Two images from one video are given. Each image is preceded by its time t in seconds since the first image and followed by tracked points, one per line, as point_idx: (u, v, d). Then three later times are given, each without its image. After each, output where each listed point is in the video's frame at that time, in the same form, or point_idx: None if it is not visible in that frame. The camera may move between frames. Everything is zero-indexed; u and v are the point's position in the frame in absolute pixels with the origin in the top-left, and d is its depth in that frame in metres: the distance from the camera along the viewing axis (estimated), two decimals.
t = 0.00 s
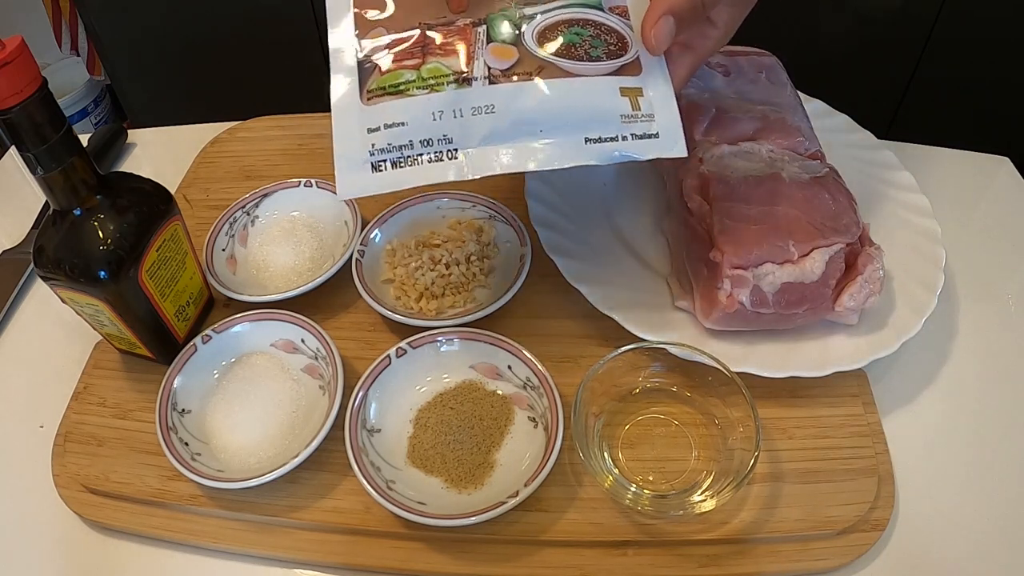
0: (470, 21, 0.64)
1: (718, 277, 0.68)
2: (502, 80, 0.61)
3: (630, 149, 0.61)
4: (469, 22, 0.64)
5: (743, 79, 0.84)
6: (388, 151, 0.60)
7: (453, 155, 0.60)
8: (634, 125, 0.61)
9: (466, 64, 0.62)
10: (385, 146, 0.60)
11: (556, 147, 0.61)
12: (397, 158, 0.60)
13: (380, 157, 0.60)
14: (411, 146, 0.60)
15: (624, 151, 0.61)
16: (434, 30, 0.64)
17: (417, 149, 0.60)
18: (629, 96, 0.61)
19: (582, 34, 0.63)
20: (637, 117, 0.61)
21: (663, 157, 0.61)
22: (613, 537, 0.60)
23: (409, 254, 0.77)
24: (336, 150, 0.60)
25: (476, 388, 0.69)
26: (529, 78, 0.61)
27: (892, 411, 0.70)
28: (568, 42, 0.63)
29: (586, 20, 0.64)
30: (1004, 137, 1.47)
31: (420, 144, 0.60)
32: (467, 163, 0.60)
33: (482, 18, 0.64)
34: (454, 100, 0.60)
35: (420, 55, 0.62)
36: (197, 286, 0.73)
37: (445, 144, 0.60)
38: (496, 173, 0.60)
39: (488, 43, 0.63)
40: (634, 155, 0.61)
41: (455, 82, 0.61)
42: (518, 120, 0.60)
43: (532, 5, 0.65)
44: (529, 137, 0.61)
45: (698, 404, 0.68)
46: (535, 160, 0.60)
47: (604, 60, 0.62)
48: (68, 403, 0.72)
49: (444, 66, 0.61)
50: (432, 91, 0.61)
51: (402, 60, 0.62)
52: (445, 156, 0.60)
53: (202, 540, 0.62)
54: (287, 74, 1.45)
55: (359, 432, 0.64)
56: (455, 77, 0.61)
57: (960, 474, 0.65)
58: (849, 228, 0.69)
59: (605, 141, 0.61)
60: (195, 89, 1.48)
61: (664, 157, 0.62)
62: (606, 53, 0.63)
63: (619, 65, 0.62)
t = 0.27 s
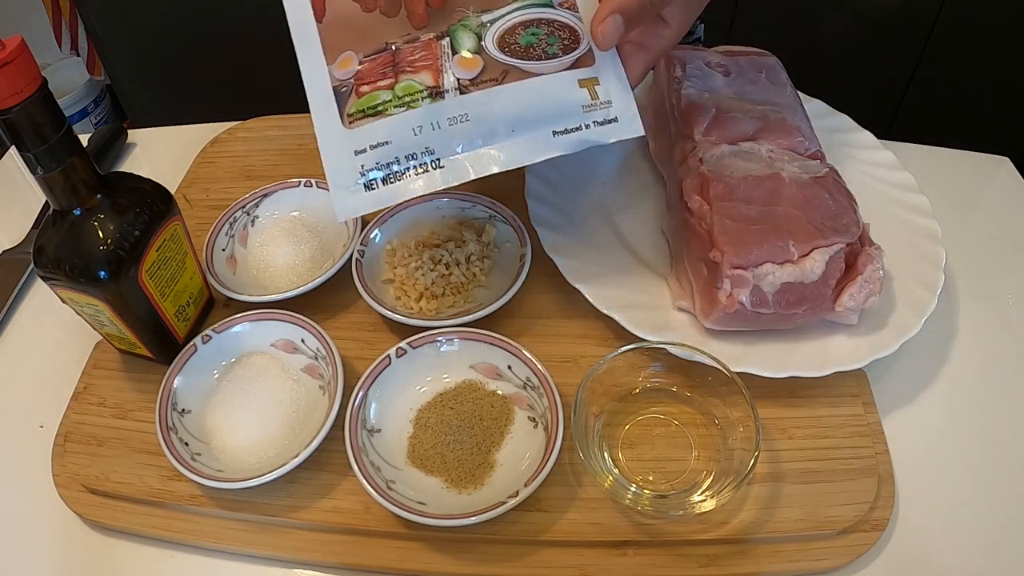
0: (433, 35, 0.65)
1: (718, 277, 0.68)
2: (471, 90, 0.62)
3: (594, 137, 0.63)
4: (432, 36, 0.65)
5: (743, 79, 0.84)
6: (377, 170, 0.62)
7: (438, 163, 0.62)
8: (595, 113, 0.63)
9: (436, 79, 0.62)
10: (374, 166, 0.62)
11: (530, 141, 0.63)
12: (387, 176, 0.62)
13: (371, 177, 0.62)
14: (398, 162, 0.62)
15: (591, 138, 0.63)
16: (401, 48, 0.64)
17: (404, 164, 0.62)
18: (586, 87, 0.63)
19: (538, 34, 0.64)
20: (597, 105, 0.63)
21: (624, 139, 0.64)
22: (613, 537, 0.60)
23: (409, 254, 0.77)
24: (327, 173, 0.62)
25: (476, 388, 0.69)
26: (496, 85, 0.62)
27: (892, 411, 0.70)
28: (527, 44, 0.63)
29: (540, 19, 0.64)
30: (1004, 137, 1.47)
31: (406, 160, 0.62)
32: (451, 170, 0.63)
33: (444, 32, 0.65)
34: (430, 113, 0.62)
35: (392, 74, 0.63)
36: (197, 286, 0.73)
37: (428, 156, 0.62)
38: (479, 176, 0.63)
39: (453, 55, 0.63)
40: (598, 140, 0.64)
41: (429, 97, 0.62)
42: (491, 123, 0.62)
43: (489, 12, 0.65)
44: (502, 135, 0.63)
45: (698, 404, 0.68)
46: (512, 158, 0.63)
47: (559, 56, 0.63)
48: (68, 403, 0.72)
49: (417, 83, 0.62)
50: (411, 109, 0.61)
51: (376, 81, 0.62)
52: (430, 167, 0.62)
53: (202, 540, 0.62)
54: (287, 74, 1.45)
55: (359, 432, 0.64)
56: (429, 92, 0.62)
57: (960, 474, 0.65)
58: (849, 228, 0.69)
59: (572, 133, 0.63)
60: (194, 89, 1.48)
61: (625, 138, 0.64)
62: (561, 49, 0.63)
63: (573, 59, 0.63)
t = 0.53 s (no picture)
0: (406, 24, 0.65)
1: (718, 277, 0.68)
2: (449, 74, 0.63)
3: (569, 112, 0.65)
4: (405, 25, 0.65)
5: (743, 79, 0.84)
6: (363, 159, 0.62)
7: (422, 148, 0.63)
8: (569, 89, 0.65)
9: (413, 66, 0.63)
10: (359, 155, 0.62)
11: (510, 120, 0.64)
12: (373, 163, 0.62)
13: (358, 166, 0.62)
14: (383, 149, 0.62)
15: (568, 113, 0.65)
16: (376, 39, 0.64)
17: (389, 151, 0.62)
18: (558, 65, 0.65)
19: (507, 17, 0.65)
20: (570, 81, 0.65)
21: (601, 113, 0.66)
22: (613, 537, 0.60)
23: (409, 254, 0.77)
24: (312, 163, 0.62)
25: (476, 388, 0.69)
26: (472, 67, 0.63)
27: (892, 411, 0.70)
28: (499, 26, 0.65)
29: (506, 3, 0.66)
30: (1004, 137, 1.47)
31: (390, 146, 0.62)
32: (435, 153, 0.63)
33: (415, 19, 0.65)
34: (410, 99, 0.63)
35: (369, 64, 0.63)
36: (197, 286, 0.73)
37: (413, 141, 0.63)
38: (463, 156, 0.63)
39: (427, 42, 0.64)
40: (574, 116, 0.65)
41: (408, 84, 0.63)
42: (470, 105, 0.63)
43: None
44: (482, 116, 0.64)
45: (698, 404, 0.68)
46: (495, 138, 0.64)
47: (530, 37, 0.65)
48: (67, 403, 0.72)
49: (395, 71, 0.63)
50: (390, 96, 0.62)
51: (355, 72, 0.63)
52: (414, 151, 0.63)
53: (202, 540, 0.62)
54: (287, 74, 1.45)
55: (359, 432, 0.64)
56: (407, 79, 0.63)
57: (960, 474, 0.65)
58: (849, 228, 0.69)
59: (548, 108, 0.65)
60: (194, 89, 1.48)
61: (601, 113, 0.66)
62: (532, 30, 0.65)
63: (543, 40, 0.65)
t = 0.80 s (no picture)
0: (428, 11, 0.64)
1: (718, 277, 0.68)
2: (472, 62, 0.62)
3: (598, 109, 0.63)
4: (428, 13, 0.64)
5: (743, 79, 0.84)
6: (377, 145, 0.61)
7: (441, 139, 0.61)
8: (599, 86, 0.63)
9: (434, 52, 0.62)
10: (373, 141, 0.61)
11: (535, 115, 0.62)
12: (387, 150, 0.61)
13: (370, 152, 0.61)
14: (398, 137, 0.61)
15: (596, 111, 0.63)
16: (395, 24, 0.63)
17: (405, 139, 0.61)
18: (589, 61, 0.64)
19: (534, 10, 0.64)
20: (601, 78, 0.64)
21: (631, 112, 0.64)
22: (613, 537, 0.60)
23: (409, 254, 0.78)
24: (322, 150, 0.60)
25: (476, 388, 0.69)
26: (497, 57, 0.62)
27: (892, 411, 0.70)
28: (526, 19, 0.63)
29: None
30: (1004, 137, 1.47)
31: (406, 134, 0.61)
32: (455, 144, 0.61)
33: (439, 8, 0.64)
34: (430, 87, 0.61)
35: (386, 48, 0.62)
36: (197, 286, 0.73)
37: (431, 130, 0.61)
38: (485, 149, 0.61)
39: (450, 29, 0.63)
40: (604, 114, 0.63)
41: (429, 70, 0.61)
42: (494, 97, 0.62)
43: None
44: (507, 109, 0.62)
45: (698, 404, 0.68)
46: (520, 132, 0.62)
47: (559, 32, 0.63)
48: (68, 402, 0.72)
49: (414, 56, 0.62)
50: (408, 82, 0.61)
51: (372, 56, 0.62)
52: (432, 141, 0.61)
53: (202, 540, 0.62)
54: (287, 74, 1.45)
55: (359, 432, 0.64)
56: (428, 65, 0.61)
57: (960, 474, 0.65)
58: (849, 228, 0.69)
59: (576, 104, 0.63)
60: (194, 89, 1.48)
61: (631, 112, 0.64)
62: (559, 25, 0.64)
63: (572, 35, 0.64)
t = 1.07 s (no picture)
0: None
1: (718, 277, 0.68)
2: (489, 45, 0.60)
3: (619, 99, 0.62)
4: None
5: (743, 79, 0.84)
6: (386, 119, 0.59)
7: (454, 118, 0.59)
8: (620, 77, 0.63)
9: (451, 34, 0.61)
10: (383, 115, 0.59)
11: (554, 101, 0.61)
12: (396, 125, 0.58)
13: (378, 126, 0.58)
14: (409, 112, 0.59)
15: (616, 100, 0.62)
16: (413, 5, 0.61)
17: (417, 115, 0.59)
18: (608, 52, 0.63)
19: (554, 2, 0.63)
20: (621, 70, 0.63)
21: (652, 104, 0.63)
22: (613, 537, 0.60)
23: (409, 254, 0.77)
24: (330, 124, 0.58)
25: (476, 388, 0.69)
26: (514, 42, 0.61)
27: (892, 411, 0.70)
28: (545, 8, 0.62)
29: None
30: (1004, 137, 1.47)
31: (418, 111, 0.59)
32: (470, 124, 0.59)
33: None
34: (445, 65, 0.60)
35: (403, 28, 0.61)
36: (197, 286, 0.73)
37: (444, 108, 0.59)
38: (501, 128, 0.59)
39: (468, 13, 0.61)
40: (625, 105, 0.62)
41: (444, 49, 0.60)
42: (512, 80, 0.60)
43: None
44: (525, 93, 0.60)
45: (698, 404, 0.68)
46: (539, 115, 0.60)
47: (578, 23, 0.63)
48: (68, 402, 0.72)
49: (431, 37, 0.60)
50: (422, 59, 0.59)
51: (386, 34, 0.60)
52: (445, 119, 0.59)
53: (202, 540, 0.62)
54: (287, 74, 1.45)
55: (359, 432, 0.64)
56: (443, 45, 0.60)
57: (960, 474, 0.65)
58: (849, 228, 0.69)
59: (597, 93, 0.62)
60: (194, 89, 1.48)
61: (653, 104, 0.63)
62: (578, 18, 0.63)
63: (593, 27, 0.63)
